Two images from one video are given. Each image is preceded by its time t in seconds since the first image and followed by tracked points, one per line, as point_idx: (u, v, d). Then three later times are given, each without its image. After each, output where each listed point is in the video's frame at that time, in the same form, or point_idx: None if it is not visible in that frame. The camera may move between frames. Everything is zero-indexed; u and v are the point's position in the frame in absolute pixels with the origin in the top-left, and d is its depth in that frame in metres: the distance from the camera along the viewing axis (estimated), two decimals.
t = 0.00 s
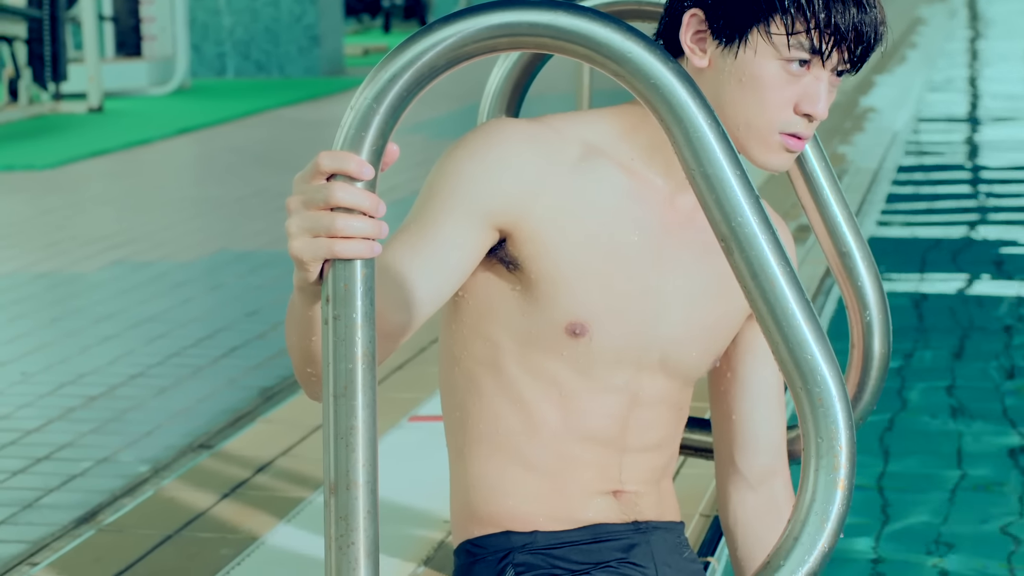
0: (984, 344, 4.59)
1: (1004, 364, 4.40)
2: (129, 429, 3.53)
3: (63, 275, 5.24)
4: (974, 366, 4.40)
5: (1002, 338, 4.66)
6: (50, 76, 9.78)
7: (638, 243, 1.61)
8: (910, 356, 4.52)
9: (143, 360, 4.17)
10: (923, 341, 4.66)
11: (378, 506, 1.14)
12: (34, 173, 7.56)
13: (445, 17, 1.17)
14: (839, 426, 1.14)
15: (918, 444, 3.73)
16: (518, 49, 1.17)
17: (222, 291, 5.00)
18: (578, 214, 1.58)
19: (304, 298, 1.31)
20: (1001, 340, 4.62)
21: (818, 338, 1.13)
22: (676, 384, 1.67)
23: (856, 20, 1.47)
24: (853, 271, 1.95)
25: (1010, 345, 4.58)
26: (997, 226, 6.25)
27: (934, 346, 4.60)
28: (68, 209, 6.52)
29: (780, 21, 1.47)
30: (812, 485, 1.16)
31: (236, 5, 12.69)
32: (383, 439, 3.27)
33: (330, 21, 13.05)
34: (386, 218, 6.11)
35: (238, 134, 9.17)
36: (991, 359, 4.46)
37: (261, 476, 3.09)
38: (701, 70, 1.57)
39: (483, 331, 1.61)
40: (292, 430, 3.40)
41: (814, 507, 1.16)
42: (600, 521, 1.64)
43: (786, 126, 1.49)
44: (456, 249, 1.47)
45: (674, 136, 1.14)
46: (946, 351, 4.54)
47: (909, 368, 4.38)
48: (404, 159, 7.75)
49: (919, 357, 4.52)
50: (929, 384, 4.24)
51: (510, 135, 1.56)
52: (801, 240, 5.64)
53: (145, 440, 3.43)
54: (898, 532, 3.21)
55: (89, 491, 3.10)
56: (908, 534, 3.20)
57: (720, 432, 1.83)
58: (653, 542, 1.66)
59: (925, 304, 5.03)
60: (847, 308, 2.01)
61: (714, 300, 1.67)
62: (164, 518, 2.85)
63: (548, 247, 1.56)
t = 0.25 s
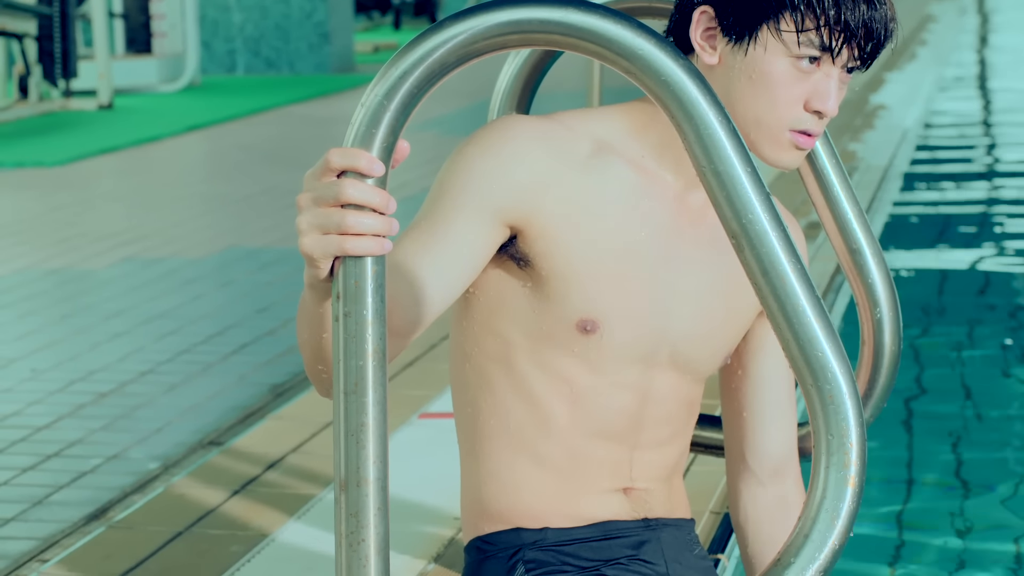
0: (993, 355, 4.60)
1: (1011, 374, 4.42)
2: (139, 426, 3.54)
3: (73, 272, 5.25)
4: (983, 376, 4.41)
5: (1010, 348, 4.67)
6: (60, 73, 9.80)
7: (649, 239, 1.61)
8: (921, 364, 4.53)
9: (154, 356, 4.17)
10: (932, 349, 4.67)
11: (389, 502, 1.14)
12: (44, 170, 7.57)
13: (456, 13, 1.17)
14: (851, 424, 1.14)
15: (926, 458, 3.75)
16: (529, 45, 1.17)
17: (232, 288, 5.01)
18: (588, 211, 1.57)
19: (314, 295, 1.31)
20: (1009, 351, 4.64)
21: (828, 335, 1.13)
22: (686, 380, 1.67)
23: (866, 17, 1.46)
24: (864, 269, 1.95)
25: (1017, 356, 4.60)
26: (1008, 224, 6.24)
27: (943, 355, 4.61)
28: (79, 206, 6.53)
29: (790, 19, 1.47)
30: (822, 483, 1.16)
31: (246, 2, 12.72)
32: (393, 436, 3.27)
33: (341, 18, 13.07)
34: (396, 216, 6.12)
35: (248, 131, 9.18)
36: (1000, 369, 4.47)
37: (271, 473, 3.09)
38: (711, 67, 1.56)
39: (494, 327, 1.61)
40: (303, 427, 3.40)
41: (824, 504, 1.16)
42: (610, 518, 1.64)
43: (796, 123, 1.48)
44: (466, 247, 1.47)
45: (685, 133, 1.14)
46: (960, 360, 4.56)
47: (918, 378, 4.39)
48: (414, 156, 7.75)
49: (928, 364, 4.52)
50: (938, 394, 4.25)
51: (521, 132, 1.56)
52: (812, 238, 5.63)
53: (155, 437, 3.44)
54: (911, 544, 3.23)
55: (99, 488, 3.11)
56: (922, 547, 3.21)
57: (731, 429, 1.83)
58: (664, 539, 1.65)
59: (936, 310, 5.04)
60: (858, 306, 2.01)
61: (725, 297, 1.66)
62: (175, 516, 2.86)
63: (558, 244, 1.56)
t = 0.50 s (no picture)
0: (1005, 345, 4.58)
1: None
2: (148, 427, 3.54)
3: (82, 272, 5.26)
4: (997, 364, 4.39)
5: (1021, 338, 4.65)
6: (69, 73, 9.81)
7: (659, 240, 1.61)
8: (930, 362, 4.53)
9: (162, 357, 4.18)
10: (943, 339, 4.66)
11: (398, 503, 1.14)
12: (53, 171, 7.59)
13: (465, 14, 1.16)
14: (860, 425, 1.14)
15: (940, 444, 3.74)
16: (538, 47, 1.17)
17: (240, 288, 5.01)
18: (597, 211, 1.57)
19: (323, 296, 1.31)
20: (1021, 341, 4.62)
21: (838, 336, 1.13)
22: (695, 380, 1.67)
23: (873, 18, 1.46)
24: (873, 270, 1.95)
25: None
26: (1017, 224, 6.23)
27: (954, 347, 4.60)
28: (88, 206, 6.54)
29: (797, 20, 1.47)
30: (832, 483, 1.16)
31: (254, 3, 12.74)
32: (401, 438, 3.27)
33: (349, 18, 13.08)
34: (404, 216, 6.12)
35: (256, 131, 9.19)
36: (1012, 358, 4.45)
37: (280, 473, 3.10)
38: (718, 69, 1.56)
39: (503, 327, 1.60)
40: (311, 427, 3.40)
41: (833, 505, 1.16)
42: (619, 518, 1.64)
43: (803, 125, 1.48)
44: (476, 247, 1.47)
45: (694, 134, 1.14)
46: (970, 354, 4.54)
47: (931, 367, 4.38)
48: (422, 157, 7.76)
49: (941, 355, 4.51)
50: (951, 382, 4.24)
51: (530, 132, 1.56)
52: (821, 238, 5.63)
53: (164, 437, 3.44)
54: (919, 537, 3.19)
55: (107, 488, 3.11)
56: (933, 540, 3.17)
57: (741, 429, 1.82)
58: (672, 539, 1.66)
59: (946, 306, 5.03)
60: (867, 306, 2.01)
61: (734, 298, 1.66)
62: (184, 516, 2.86)
63: (568, 244, 1.56)
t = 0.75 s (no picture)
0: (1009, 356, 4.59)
1: None
2: (155, 429, 3.55)
3: (89, 274, 5.27)
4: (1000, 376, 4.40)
5: None
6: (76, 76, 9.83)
7: (666, 243, 1.61)
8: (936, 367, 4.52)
9: (170, 359, 4.18)
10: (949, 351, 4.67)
11: (405, 506, 1.14)
12: (60, 173, 7.61)
13: (473, 17, 1.16)
14: (867, 428, 1.14)
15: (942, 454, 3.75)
16: (546, 49, 1.17)
17: (247, 290, 5.02)
18: (604, 213, 1.57)
19: (331, 299, 1.31)
20: None
21: (844, 339, 1.12)
22: (703, 383, 1.67)
23: (879, 21, 1.46)
24: (880, 272, 1.94)
25: None
26: None
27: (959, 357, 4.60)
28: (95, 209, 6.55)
29: (804, 23, 1.47)
30: (839, 485, 1.16)
31: (262, 5, 12.75)
32: (407, 440, 3.27)
33: (356, 21, 13.10)
34: (411, 219, 6.13)
35: (263, 134, 9.21)
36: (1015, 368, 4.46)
37: (287, 476, 3.10)
38: (725, 72, 1.56)
39: (511, 328, 1.61)
40: (318, 429, 3.41)
41: (840, 508, 1.15)
42: (625, 521, 1.64)
43: (810, 128, 1.48)
44: (483, 250, 1.47)
45: (701, 136, 1.14)
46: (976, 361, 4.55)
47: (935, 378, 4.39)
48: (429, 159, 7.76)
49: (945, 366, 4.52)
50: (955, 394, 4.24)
51: (538, 135, 1.56)
52: (828, 241, 5.63)
53: (171, 439, 3.45)
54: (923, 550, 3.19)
55: (115, 490, 3.12)
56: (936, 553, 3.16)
57: (749, 431, 1.82)
58: (679, 542, 1.66)
59: (953, 311, 5.03)
60: (874, 309, 2.00)
61: (742, 300, 1.66)
62: (191, 518, 2.86)
63: (576, 246, 1.56)
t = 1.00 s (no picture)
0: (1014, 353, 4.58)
1: None
2: (161, 433, 3.55)
3: (94, 278, 5.27)
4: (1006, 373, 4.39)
5: None
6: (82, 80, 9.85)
7: (673, 246, 1.61)
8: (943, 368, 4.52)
9: (176, 363, 4.19)
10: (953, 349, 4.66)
11: (411, 509, 1.14)
12: (66, 177, 7.62)
13: (479, 21, 1.16)
14: (873, 432, 1.14)
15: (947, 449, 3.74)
16: (552, 53, 1.17)
17: (253, 294, 5.02)
18: (611, 216, 1.57)
19: (338, 303, 1.31)
20: None
21: (851, 343, 1.12)
22: (710, 387, 1.67)
23: (886, 27, 1.46)
24: (886, 276, 1.94)
25: None
26: None
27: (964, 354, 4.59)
28: (101, 213, 6.56)
29: (810, 28, 1.47)
30: (845, 489, 1.16)
31: (268, 9, 12.78)
32: (413, 444, 3.27)
33: (362, 25, 13.12)
34: (417, 223, 6.13)
35: (270, 138, 9.22)
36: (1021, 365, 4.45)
37: (293, 480, 3.10)
38: (732, 77, 1.56)
39: (518, 332, 1.61)
40: (324, 434, 3.41)
41: (847, 512, 1.15)
42: (631, 524, 1.64)
43: (816, 133, 1.48)
44: (490, 254, 1.47)
45: (708, 141, 1.14)
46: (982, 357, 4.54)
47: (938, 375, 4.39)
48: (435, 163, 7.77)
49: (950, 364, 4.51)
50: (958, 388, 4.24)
51: (545, 138, 1.56)
52: (834, 245, 5.63)
53: (177, 444, 3.45)
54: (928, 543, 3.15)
55: (121, 494, 3.12)
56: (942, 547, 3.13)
57: (757, 436, 1.82)
58: (685, 546, 1.66)
59: (960, 312, 5.01)
60: (880, 313, 2.00)
61: (749, 304, 1.66)
62: (198, 522, 2.87)
63: (582, 250, 1.56)
